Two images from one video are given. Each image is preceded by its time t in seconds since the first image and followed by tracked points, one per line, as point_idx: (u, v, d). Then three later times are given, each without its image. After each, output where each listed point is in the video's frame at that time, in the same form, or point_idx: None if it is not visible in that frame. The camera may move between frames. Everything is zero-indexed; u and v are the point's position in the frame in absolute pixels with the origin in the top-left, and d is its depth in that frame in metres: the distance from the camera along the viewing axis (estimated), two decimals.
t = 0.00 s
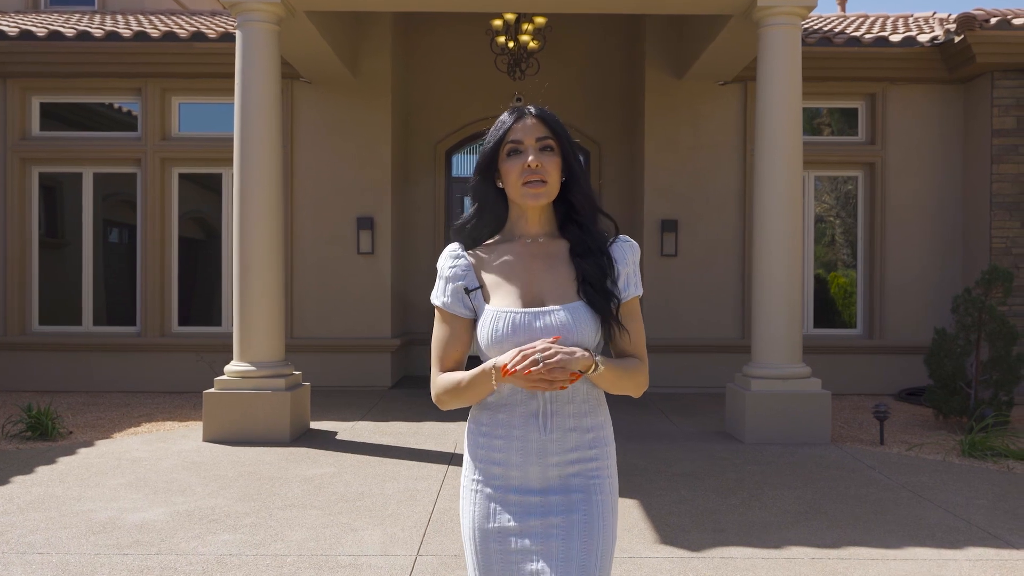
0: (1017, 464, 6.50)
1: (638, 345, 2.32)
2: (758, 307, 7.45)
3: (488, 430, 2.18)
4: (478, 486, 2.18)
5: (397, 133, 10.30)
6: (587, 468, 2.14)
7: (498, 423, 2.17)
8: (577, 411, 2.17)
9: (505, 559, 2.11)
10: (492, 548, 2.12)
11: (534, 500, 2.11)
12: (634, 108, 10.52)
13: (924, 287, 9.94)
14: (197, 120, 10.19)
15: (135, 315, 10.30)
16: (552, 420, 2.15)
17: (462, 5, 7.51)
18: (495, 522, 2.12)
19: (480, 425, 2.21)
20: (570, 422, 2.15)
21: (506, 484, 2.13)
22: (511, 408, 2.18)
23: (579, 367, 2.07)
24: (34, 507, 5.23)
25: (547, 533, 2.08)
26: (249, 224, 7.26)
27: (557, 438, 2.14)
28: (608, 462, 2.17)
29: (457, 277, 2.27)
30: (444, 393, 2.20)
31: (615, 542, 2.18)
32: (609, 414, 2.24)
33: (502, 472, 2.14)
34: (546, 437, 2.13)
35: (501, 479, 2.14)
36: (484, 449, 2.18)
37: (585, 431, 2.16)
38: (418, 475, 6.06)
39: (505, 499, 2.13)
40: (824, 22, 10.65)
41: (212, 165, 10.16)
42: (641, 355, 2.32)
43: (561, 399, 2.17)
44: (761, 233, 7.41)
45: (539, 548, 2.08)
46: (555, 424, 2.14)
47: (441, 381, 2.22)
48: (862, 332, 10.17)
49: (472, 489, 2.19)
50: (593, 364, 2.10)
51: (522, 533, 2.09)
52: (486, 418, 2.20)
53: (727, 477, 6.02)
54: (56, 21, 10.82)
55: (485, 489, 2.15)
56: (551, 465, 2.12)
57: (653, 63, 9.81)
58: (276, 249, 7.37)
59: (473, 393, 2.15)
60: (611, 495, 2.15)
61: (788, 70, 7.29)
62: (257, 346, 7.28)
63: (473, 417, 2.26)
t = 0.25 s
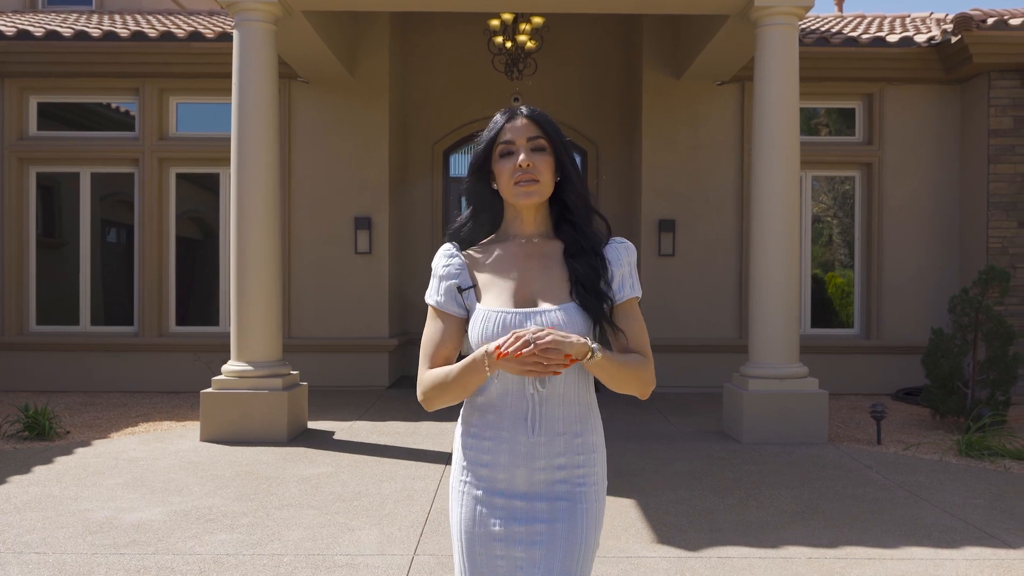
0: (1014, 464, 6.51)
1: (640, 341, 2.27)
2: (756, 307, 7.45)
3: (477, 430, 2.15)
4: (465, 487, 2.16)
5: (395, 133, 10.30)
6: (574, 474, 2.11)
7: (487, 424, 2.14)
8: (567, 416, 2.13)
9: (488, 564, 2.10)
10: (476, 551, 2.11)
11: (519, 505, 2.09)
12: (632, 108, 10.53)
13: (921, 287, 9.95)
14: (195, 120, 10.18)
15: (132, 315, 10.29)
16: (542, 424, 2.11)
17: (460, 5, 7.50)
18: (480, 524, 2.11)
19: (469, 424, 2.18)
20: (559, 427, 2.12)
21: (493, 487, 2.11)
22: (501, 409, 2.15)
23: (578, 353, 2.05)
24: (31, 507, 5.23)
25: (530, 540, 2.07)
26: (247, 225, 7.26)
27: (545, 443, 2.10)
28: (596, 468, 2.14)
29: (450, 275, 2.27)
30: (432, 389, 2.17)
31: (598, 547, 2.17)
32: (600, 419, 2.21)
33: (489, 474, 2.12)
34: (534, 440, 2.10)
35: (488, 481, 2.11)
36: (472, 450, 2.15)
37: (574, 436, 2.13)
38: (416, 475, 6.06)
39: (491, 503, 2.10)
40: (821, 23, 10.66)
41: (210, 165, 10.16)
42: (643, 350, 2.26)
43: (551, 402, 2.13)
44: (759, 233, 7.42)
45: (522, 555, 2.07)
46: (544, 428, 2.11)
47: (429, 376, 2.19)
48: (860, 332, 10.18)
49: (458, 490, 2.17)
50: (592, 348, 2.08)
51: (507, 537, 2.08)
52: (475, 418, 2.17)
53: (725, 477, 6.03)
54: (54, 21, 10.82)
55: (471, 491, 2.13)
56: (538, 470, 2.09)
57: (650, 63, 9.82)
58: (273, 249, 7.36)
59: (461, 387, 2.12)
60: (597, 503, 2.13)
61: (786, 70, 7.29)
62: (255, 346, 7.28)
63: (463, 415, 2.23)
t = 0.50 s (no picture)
0: (1014, 463, 6.51)
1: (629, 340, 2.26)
2: (756, 306, 7.45)
3: (464, 432, 2.13)
4: (453, 490, 2.13)
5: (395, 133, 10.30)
6: (562, 475, 2.09)
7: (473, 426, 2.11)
8: (553, 416, 2.11)
9: (478, 567, 2.08)
10: (465, 554, 2.09)
11: (507, 507, 2.06)
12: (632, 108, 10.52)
13: (921, 287, 9.95)
14: (195, 120, 10.19)
15: (133, 315, 10.29)
16: (529, 424, 2.09)
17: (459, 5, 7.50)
18: (468, 528, 2.09)
19: (456, 426, 2.15)
20: (545, 427, 2.10)
21: (481, 490, 2.08)
22: (486, 408, 2.12)
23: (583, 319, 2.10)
24: (31, 506, 5.23)
25: (519, 542, 2.05)
26: (246, 224, 7.26)
27: (532, 445, 2.08)
28: (584, 469, 2.12)
29: (439, 270, 2.25)
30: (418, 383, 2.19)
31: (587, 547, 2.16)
32: (588, 417, 2.19)
33: (476, 477, 2.09)
34: (521, 442, 2.07)
35: (475, 485, 2.09)
36: (459, 453, 2.12)
37: (561, 436, 2.11)
38: (416, 474, 6.06)
39: (478, 506, 2.08)
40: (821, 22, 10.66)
41: (210, 165, 10.16)
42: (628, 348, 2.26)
43: (538, 402, 2.11)
44: (759, 233, 7.42)
45: (511, 558, 2.06)
46: (531, 430, 2.09)
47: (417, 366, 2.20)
48: (859, 332, 10.18)
49: (446, 492, 2.14)
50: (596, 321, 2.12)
51: (495, 541, 2.06)
52: (462, 419, 2.14)
53: (725, 476, 6.03)
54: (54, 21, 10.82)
55: (459, 494, 2.11)
56: (525, 472, 2.07)
57: (650, 63, 9.82)
58: (273, 249, 7.36)
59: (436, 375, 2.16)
60: (585, 503, 2.12)
61: (785, 70, 7.29)
62: (255, 346, 7.28)
63: (449, 416, 2.21)
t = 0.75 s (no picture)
0: (1017, 463, 6.50)
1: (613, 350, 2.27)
2: (757, 306, 7.44)
3: (451, 436, 2.09)
4: (442, 495, 2.09)
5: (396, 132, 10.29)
6: (551, 475, 2.07)
7: (460, 428, 2.08)
8: (541, 416, 2.09)
9: (470, 571, 2.04)
10: (457, 559, 2.05)
11: (498, 509, 2.03)
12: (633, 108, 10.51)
13: (923, 287, 9.94)
14: (197, 120, 10.19)
15: (135, 314, 10.30)
16: (516, 424, 2.07)
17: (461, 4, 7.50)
18: (457, 532, 2.05)
19: (442, 429, 2.12)
20: (532, 427, 2.07)
21: (469, 493, 2.05)
22: (472, 409, 2.10)
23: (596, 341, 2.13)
24: (32, 506, 5.23)
25: (511, 544, 2.02)
26: (248, 224, 7.26)
27: (520, 444, 2.05)
28: (573, 468, 2.10)
29: (427, 266, 2.21)
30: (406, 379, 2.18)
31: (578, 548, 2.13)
32: (576, 418, 2.18)
33: (465, 480, 2.05)
34: (509, 442, 2.05)
35: (464, 488, 2.05)
36: (447, 456, 2.08)
37: (549, 435, 2.08)
38: (417, 474, 6.05)
39: (467, 510, 2.04)
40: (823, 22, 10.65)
41: (211, 165, 10.16)
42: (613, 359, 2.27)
43: (523, 402, 2.09)
44: (760, 233, 7.41)
45: (503, 560, 2.02)
46: (518, 429, 2.06)
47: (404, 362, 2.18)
48: (861, 332, 10.17)
49: (435, 497, 2.10)
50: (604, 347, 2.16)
51: (485, 544, 2.02)
52: (448, 423, 2.11)
53: (726, 476, 6.02)
54: (55, 21, 10.82)
55: (447, 498, 2.06)
56: (514, 473, 2.04)
57: (651, 63, 9.81)
58: (275, 249, 7.36)
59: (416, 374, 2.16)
60: (575, 503, 2.09)
61: (787, 69, 7.28)
62: (256, 345, 7.28)
63: (435, 420, 2.17)
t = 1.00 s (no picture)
0: (1020, 463, 6.50)
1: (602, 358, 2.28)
2: (760, 306, 7.44)
3: (448, 437, 2.10)
4: (439, 496, 2.09)
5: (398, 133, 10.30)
6: (549, 474, 2.07)
7: (457, 429, 2.09)
8: (538, 417, 2.10)
9: (469, 572, 2.05)
10: (456, 561, 2.05)
11: (496, 510, 2.03)
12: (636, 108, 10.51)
13: (926, 287, 9.94)
14: (200, 120, 10.21)
15: (138, 314, 10.31)
16: (513, 425, 2.07)
17: (464, 5, 7.51)
18: (456, 532, 2.05)
19: (439, 430, 2.12)
20: (530, 427, 2.08)
21: (467, 494, 2.05)
22: (469, 411, 2.10)
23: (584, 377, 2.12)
24: (36, 505, 5.24)
25: (509, 545, 2.02)
26: (252, 224, 7.27)
27: (517, 444, 2.06)
28: (570, 467, 2.10)
29: (423, 264, 2.21)
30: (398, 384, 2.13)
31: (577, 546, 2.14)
32: (575, 416, 2.18)
33: (462, 482, 2.06)
34: (506, 443, 2.05)
35: (461, 489, 2.06)
36: (444, 457, 2.09)
37: (546, 435, 2.09)
38: (420, 473, 6.06)
39: (465, 510, 2.05)
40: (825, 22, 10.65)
41: (215, 165, 10.18)
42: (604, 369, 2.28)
43: (520, 402, 2.10)
44: (763, 232, 7.41)
45: (502, 560, 2.03)
46: (515, 430, 2.07)
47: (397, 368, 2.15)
48: (864, 332, 10.17)
49: (433, 499, 2.11)
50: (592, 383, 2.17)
51: (484, 544, 2.03)
52: (445, 425, 2.12)
53: (729, 476, 6.03)
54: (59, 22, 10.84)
55: (445, 500, 2.07)
56: (512, 473, 2.04)
57: (654, 63, 9.82)
58: (278, 249, 7.38)
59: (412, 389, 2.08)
60: (573, 502, 2.09)
61: (790, 69, 7.29)
62: (260, 345, 7.29)
63: (432, 421, 2.18)
